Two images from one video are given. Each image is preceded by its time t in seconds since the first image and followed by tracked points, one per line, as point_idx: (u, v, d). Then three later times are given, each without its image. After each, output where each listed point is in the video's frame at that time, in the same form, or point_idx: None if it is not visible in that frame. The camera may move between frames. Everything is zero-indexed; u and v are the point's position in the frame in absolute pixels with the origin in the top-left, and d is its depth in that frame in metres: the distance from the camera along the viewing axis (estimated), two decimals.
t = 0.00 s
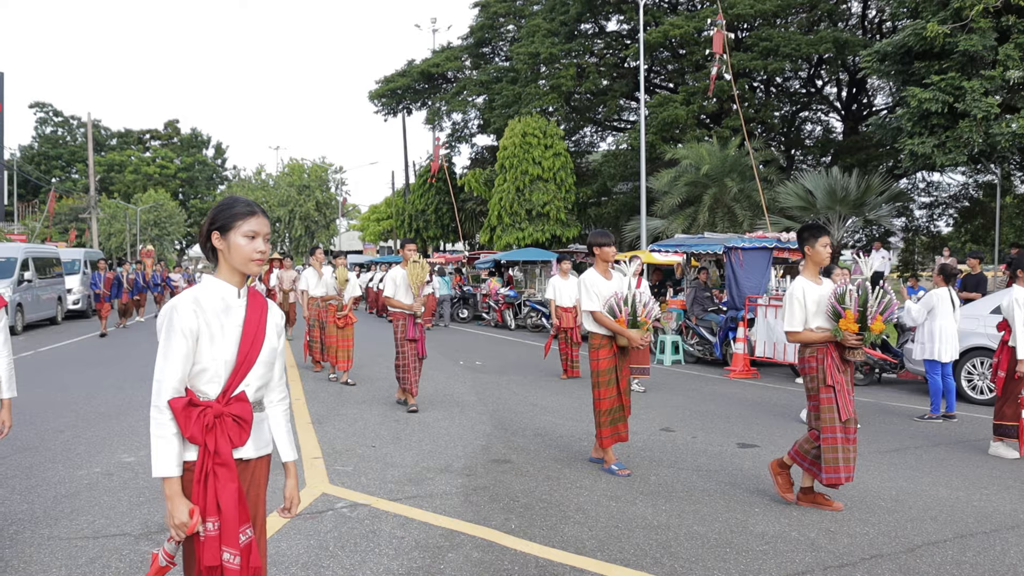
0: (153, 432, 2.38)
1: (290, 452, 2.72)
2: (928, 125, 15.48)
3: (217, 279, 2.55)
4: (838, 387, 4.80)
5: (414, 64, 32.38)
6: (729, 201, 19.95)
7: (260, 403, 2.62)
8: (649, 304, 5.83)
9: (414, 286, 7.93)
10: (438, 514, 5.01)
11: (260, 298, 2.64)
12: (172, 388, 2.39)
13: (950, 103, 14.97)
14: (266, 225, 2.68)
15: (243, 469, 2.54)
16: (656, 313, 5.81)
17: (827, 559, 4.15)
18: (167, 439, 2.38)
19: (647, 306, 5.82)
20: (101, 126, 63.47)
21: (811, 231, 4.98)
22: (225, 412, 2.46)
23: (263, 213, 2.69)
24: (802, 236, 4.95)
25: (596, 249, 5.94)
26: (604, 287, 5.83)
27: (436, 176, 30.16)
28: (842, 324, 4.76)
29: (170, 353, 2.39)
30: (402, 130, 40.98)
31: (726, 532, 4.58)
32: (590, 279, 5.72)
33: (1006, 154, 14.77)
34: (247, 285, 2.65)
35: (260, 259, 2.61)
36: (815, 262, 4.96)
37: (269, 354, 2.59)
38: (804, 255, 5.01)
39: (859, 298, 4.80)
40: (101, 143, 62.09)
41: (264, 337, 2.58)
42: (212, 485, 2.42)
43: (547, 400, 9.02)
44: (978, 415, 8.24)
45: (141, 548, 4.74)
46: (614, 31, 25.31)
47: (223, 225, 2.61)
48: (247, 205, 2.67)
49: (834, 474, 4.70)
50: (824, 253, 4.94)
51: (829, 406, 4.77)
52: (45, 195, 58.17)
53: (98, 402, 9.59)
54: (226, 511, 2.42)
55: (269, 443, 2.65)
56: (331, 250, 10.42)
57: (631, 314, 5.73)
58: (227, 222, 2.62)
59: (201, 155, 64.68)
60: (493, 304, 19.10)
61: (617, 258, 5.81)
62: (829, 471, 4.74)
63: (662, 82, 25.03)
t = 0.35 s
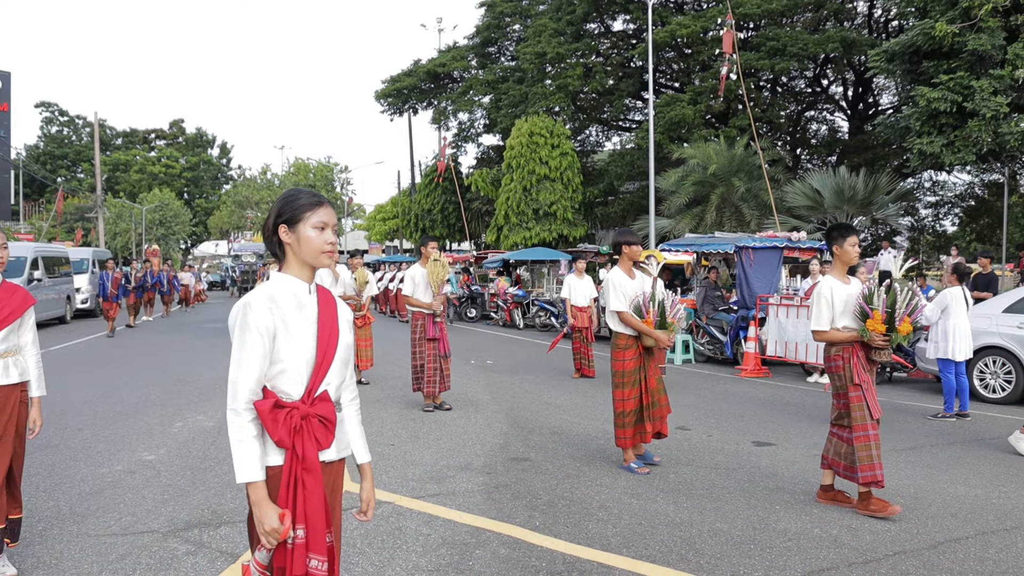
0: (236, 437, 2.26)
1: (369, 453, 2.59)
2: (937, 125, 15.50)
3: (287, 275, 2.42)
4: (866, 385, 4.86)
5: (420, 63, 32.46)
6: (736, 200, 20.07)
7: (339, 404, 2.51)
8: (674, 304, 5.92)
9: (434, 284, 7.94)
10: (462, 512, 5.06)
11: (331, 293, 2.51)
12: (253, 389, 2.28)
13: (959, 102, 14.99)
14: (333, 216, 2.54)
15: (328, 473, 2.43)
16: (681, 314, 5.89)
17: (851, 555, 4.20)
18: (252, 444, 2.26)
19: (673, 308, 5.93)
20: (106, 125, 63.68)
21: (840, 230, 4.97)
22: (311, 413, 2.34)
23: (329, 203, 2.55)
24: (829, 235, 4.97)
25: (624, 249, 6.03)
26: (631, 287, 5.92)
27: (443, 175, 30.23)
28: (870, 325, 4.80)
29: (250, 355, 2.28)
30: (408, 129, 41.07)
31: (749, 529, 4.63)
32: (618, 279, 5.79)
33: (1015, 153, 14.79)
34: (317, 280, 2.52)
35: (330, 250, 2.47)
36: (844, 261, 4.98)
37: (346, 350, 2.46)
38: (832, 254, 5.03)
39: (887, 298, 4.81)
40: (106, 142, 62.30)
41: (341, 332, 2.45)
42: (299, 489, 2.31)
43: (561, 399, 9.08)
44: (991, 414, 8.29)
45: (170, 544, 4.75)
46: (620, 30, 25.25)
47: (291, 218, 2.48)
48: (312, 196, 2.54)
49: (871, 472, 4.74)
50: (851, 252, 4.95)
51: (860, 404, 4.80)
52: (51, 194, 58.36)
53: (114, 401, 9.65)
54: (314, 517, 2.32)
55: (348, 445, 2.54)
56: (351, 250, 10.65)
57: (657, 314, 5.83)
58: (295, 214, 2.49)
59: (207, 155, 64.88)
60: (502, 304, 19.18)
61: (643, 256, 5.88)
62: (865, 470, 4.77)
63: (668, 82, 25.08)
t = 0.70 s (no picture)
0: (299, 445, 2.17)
1: (431, 454, 2.51)
2: (943, 125, 15.53)
3: (344, 276, 2.34)
4: (893, 388, 4.87)
5: (424, 63, 32.51)
6: (741, 200, 20.12)
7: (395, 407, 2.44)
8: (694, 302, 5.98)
9: (449, 284, 8.01)
10: (479, 511, 5.09)
11: (384, 294, 2.43)
12: (316, 396, 2.19)
13: (965, 102, 15.01)
14: (391, 215, 2.46)
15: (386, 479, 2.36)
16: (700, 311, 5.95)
17: (868, 554, 4.23)
18: (315, 451, 2.18)
19: (692, 305, 6.00)
20: (110, 125, 63.83)
21: (868, 231, 4.94)
22: (371, 419, 2.27)
23: (386, 200, 2.46)
24: (858, 236, 4.94)
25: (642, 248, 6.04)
26: (650, 287, 5.94)
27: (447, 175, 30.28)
28: (899, 326, 4.81)
29: (313, 359, 2.19)
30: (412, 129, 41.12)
31: (764, 527, 4.66)
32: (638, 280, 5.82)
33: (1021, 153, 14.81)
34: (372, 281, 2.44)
35: (389, 251, 2.39)
36: (872, 262, 4.96)
37: (402, 352, 2.39)
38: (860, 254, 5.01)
39: (914, 299, 4.87)
40: (109, 143, 62.44)
41: (396, 334, 2.38)
42: (361, 498, 2.23)
43: (570, 398, 9.13)
44: (1001, 413, 8.30)
45: (189, 543, 4.72)
46: (624, 30, 25.30)
47: (348, 217, 2.40)
48: (369, 193, 2.44)
49: (893, 475, 4.77)
50: (881, 254, 4.94)
51: (885, 408, 4.82)
52: (54, 194, 58.47)
53: (125, 401, 9.68)
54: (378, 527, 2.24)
55: (403, 451, 2.47)
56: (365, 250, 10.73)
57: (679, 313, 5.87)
58: (352, 212, 2.40)
59: (210, 155, 64.99)
60: (507, 303, 19.23)
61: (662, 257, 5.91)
62: (887, 472, 4.81)
63: (672, 82, 25.13)
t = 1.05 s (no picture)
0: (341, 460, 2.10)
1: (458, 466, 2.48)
2: (947, 124, 15.53)
3: (390, 278, 2.28)
4: (925, 390, 4.83)
5: (427, 63, 32.53)
6: (744, 200, 20.16)
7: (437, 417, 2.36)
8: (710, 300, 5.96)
9: (461, 284, 7.99)
10: (489, 511, 5.10)
11: (428, 297, 2.36)
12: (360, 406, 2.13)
13: (969, 101, 15.01)
14: (437, 214, 2.39)
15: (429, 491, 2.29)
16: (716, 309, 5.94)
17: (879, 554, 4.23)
18: (358, 465, 2.11)
19: (707, 304, 5.99)
20: (112, 126, 63.97)
21: (898, 229, 5.00)
22: (413, 430, 2.19)
23: (431, 199, 2.40)
24: (888, 234, 4.98)
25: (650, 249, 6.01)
26: (664, 287, 5.95)
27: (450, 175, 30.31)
28: (934, 324, 4.72)
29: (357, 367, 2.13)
30: (415, 129, 41.15)
31: (775, 528, 4.66)
32: (651, 280, 5.84)
33: None
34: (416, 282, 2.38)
35: (436, 251, 2.33)
36: (903, 259, 4.95)
37: (447, 359, 2.31)
38: (891, 252, 5.01)
39: (952, 295, 4.70)
40: (111, 143, 62.50)
41: (440, 341, 2.30)
42: (402, 514, 2.16)
43: (576, 398, 9.14)
44: (1008, 412, 8.30)
45: (199, 544, 4.71)
46: (627, 29, 25.28)
47: (393, 217, 2.33)
48: (413, 192, 2.39)
49: (914, 477, 4.75)
50: (911, 251, 4.94)
51: (915, 409, 4.80)
52: (58, 194, 58.59)
53: (131, 401, 9.70)
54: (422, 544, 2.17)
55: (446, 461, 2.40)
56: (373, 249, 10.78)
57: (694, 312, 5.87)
58: (397, 211, 2.34)
59: (212, 155, 65.08)
60: (511, 303, 19.26)
61: (673, 257, 5.92)
62: (908, 474, 4.81)
63: (675, 82, 25.14)
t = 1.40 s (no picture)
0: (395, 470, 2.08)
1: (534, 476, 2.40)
2: (953, 123, 15.48)
3: (448, 280, 2.24)
4: (955, 391, 4.73)
5: (431, 63, 32.54)
6: (749, 199, 20.14)
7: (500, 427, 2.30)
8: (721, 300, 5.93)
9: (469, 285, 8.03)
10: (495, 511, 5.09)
11: (490, 299, 2.31)
12: (415, 415, 2.10)
13: (975, 100, 14.96)
14: (496, 212, 2.34)
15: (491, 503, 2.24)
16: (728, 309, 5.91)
17: (887, 554, 4.22)
18: (413, 476, 2.08)
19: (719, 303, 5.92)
20: (117, 126, 64.15)
21: (929, 226, 4.90)
22: (475, 440, 2.14)
23: (490, 196, 2.35)
24: (917, 231, 4.91)
25: (660, 250, 6.02)
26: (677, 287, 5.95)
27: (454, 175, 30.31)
28: (967, 324, 4.61)
29: (412, 375, 2.10)
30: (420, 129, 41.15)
31: (782, 528, 4.65)
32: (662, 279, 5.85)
33: None
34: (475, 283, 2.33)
35: (497, 250, 2.28)
36: (933, 257, 4.86)
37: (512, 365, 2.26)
38: (921, 249, 4.92)
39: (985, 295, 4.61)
40: (116, 143, 62.66)
41: (503, 345, 2.25)
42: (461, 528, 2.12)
43: (582, 398, 9.15)
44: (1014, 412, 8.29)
45: (205, 544, 4.71)
46: (631, 28, 25.24)
47: (450, 216, 2.29)
48: (471, 190, 2.34)
49: (933, 481, 4.70)
50: (941, 248, 4.85)
51: (940, 411, 4.73)
52: (63, 194, 58.79)
53: (137, 400, 9.72)
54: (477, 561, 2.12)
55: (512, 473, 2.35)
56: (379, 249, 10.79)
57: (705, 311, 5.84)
58: (454, 210, 2.29)
59: (216, 155, 65.20)
60: (516, 303, 19.28)
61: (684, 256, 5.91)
62: (929, 478, 4.75)
63: (679, 81, 25.11)
